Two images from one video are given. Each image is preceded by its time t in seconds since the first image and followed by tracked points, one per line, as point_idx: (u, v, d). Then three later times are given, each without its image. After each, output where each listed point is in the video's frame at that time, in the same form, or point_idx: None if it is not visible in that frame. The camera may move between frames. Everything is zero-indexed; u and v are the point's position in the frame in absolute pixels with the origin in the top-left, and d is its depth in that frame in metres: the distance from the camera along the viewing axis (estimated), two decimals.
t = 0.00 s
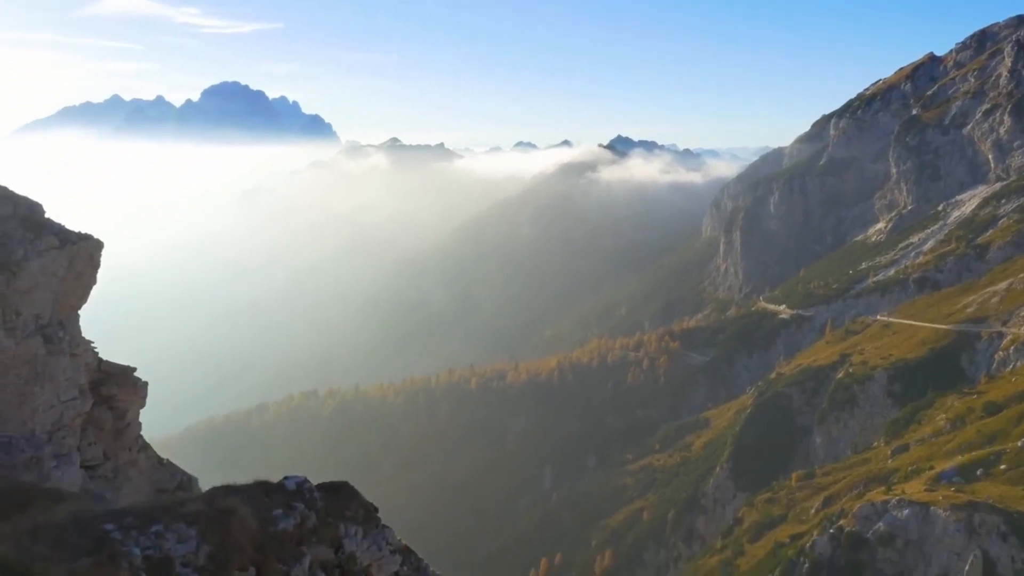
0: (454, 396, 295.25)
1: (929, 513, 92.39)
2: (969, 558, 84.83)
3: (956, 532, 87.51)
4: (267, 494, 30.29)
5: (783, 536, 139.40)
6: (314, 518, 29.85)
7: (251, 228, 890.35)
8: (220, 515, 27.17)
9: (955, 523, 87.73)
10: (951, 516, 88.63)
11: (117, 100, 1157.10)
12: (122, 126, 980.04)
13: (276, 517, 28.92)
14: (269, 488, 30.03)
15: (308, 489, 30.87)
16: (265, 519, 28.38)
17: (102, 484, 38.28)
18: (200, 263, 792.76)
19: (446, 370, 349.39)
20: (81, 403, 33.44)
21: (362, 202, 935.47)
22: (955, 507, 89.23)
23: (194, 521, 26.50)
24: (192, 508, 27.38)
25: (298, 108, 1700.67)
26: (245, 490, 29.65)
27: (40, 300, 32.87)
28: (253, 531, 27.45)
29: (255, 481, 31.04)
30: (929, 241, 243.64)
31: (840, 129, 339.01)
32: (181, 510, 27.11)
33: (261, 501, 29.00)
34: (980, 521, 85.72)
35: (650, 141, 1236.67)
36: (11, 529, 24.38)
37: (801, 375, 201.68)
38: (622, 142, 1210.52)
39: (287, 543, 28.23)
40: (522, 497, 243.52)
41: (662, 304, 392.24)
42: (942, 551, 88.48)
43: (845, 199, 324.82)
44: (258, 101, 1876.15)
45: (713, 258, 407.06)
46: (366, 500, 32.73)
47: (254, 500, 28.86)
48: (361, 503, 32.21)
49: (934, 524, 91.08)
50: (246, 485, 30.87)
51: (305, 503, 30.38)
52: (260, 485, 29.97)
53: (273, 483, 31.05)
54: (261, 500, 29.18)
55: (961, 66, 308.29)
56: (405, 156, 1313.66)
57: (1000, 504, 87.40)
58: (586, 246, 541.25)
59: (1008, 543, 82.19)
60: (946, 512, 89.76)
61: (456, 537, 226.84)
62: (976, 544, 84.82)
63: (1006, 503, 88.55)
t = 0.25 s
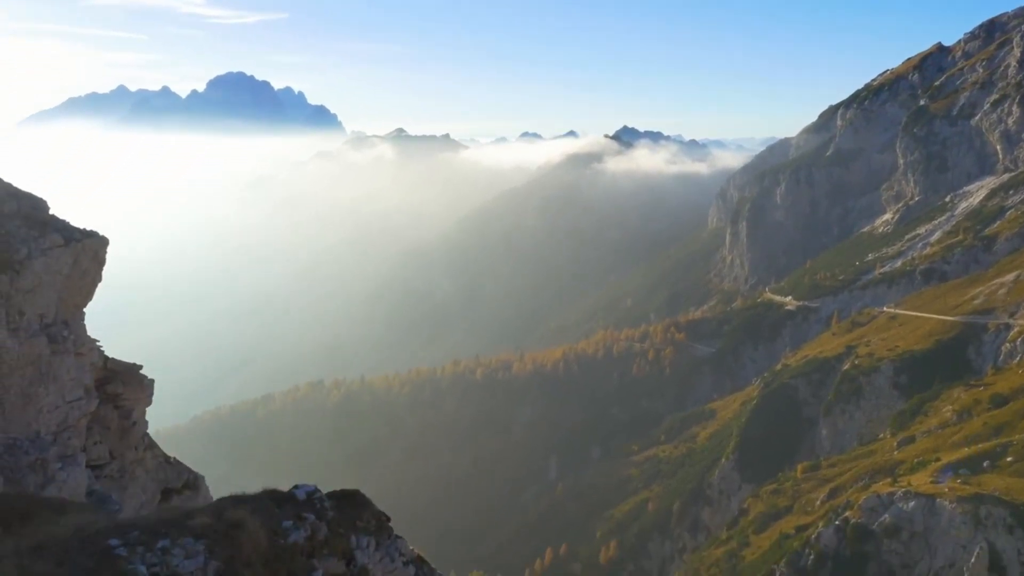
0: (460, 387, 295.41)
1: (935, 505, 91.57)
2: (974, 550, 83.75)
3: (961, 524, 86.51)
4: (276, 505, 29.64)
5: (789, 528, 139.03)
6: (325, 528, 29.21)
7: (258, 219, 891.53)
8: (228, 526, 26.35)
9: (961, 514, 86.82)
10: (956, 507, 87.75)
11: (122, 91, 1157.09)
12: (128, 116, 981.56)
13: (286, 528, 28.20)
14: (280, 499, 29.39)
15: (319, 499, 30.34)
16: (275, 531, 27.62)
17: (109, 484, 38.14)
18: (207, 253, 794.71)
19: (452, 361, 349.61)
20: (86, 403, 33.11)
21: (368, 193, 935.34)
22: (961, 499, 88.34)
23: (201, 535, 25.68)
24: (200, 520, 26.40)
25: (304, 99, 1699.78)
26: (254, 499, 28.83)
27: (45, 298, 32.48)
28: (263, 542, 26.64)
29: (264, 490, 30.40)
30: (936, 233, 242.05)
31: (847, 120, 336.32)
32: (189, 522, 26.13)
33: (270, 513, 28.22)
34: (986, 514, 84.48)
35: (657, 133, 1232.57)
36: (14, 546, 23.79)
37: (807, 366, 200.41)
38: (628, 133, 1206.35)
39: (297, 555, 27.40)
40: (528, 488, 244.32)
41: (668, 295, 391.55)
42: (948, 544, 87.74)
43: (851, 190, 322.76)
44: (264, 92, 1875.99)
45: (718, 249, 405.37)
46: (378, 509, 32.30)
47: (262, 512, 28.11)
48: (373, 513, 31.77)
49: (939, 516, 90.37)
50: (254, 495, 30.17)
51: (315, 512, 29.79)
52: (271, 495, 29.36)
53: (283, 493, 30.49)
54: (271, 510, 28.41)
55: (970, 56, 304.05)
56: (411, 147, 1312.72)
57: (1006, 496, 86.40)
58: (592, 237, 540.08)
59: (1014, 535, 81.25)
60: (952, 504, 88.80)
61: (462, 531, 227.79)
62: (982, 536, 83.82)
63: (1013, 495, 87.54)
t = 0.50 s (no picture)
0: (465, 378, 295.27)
1: (941, 497, 90.91)
2: (981, 541, 83.09)
3: (967, 515, 85.82)
4: (287, 515, 28.99)
5: (794, 518, 138.75)
6: (336, 539, 28.27)
7: (263, 209, 892.95)
8: (237, 542, 25.56)
9: (967, 507, 85.97)
10: (963, 499, 86.93)
11: (128, 81, 1157.25)
12: (134, 107, 982.63)
13: (297, 541, 27.37)
14: (289, 512, 28.61)
15: (330, 510, 29.62)
16: (285, 546, 26.75)
17: (116, 483, 37.85)
18: (213, 243, 796.53)
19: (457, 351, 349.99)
20: (91, 404, 32.71)
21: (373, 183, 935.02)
22: (967, 491, 87.56)
23: (208, 551, 24.88)
24: (207, 535, 25.61)
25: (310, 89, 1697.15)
26: (263, 513, 28.04)
27: (50, 298, 32.00)
28: (273, 558, 25.82)
29: (273, 500, 29.61)
30: (943, 223, 240.51)
31: (854, 110, 333.54)
32: (196, 537, 25.43)
33: (279, 527, 27.42)
34: (993, 505, 83.59)
35: (663, 123, 1226.59)
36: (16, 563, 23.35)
37: (813, 357, 199.30)
38: (634, 122, 1201.76)
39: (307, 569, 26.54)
40: (533, 478, 244.74)
41: (674, 286, 390.63)
42: (955, 536, 87.33)
43: (858, 180, 320.49)
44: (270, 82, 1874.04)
45: (724, 239, 403.93)
46: (391, 519, 31.16)
47: (272, 526, 27.36)
48: (385, 523, 30.57)
49: (946, 508, 89.62)
50: (262, 505, 29.42)
51: (326, 522, 29.05)
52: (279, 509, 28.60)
53: (294, 504, 29.76)
54: (280, 524, 27.61)
55: (979, 46, 299.42)
56: (416, 138, 1310.02)
57: (1013, 488, 85.56)
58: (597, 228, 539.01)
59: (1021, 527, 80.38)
60: (958, 496, 88.05)
61: (466, 522, 228.84)
62: (988, 527, 82.98)
63: (1019, 487, 86.65)
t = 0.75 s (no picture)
0: (471, 368, 294.81)
1: (947, 488, 90.11)
2: (987, 533, 82.31)
3: (973, 507, 85.06)
4: (299, 528, 28.35)
5: (800, 509, 138.37)
6: (348, 552, 27.82)
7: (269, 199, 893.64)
8: (246, 558, 24.91)
9: (973, 498, 85.29)
10: (969, 491, 86.26)
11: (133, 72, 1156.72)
12: (140, 97, 982.54)
13: (308, 554, 26.76)
14: (300, 524, 28.10)
15: (341, 522, 29.31)
16: (296, 559, 26.18)
17: (122, 483, 37.40)
18: (219, 234, 797.82)
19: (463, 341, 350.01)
20: (98, 404, 32.29)
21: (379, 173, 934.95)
22: (973, 483, 86.90)
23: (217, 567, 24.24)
24: (215, 551, 25.03)
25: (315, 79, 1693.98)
26: (272, 526, 27.56)
27: (54, 297, 31.47)
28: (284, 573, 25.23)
29: (283, 513, 29.18)
30: (950, 214, 238.71)
31: (861, 100, 330.97)
32: (204, 552, 24.81)
33: (290, 539, 26.91)
34: (999, 497, 82.95)
35: (669, 113, 1221.25)
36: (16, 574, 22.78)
37: (818, 348, 198.05)
38: (640, 112, 1198.19)
39: None
40: (538, 468, 245.03)
41: (679, 276, 389.34)
42: (960, 527, 86.58)
43: (865, 170, 318.19)
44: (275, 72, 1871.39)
45: (730, 229, 402.41)
46: (404, 530, 30.82)
47: (282, 539, 26.78)
48: (397, 534, 30.29)
49: (951, 499, 88.90)
50: (271, 518, 28.94)
51: (339, 535, 28.57)
52: (289, 521, 28.09)
53: (304, 515, 29.36)
54: (290, 536, 27.09)
55: (986, 36, 296.01)
56: (422, 128, 1307.49)
57: (1020, 480, 84.71)
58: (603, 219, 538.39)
59: None
60: (964, 488, 87.35)
61: (471, 510, 229.80)
62: (994, 519, 82.25)
63: None
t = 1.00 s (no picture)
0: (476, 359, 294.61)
1: (953, 480, 89.86)
2: (992, 524, 81.91)
3: (979, 499, 84.88)
4: (310, 541, 28.00)
5: (805, 501, 138.02)
6: (361, 565, 27.67)
7: (274, 189, 893.38)
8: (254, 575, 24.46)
9: (978, 490, 85.09)
10: (974, 483, 86.06)
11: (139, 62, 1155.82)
12: (146, 88, 981.58)
13: (319, 570, 26.40)
14: (310, 538, 27.83)
15: (353, 534, 29.25)
16: None
17: (127, 482, 37.10)
18: (225, 224, 799.13)
19: (468, 332, 349.90)
20: (103, 405, 31.83)
21: (384, 164, 933.94)
22: (979, 474, 86.73)
23: None
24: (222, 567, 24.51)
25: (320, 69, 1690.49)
26: (282, 540, 27.27)
27: (57, 297, 30.82)
28: None
29: (293, 525, 28.85)
30: (958, 205, 237.03)
31: (868, 91, 328.51)
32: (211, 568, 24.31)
33: (300, 556, 26.60)
34: (1004, 489, 82.79)
35: (675, 103, 1216.30)
36: None
37: (824, 339, 196.93)
38: (645, 103, 1193.60)
39: None
40: (543, 459, 245.69)
41: (685, 267, 388.26)
42: (965, 518, 86.20)
43: (871, 161, 316.06)
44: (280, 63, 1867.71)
45: (736, 220, 400.77)
46: (417, 542, 30.81)
47: (292, 554, 26.46)
48: (411, 546, 30.30)
49: (957, 490, 88.70)
50: (281, 530, 28.58)
51: (350, 547, 28.36)
52: (299, 535, 27.77)
53: (314, 528, 29.07)
54: (300, 551, 26.81)
55: (994, 25, 291.13)
56: (427, 118, 1305.06)
57: None
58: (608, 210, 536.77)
59: None
60: (969, 480, 87.15)
61: (476, 500, 230.27)
62: (999, 510, 82.11)
63: None
